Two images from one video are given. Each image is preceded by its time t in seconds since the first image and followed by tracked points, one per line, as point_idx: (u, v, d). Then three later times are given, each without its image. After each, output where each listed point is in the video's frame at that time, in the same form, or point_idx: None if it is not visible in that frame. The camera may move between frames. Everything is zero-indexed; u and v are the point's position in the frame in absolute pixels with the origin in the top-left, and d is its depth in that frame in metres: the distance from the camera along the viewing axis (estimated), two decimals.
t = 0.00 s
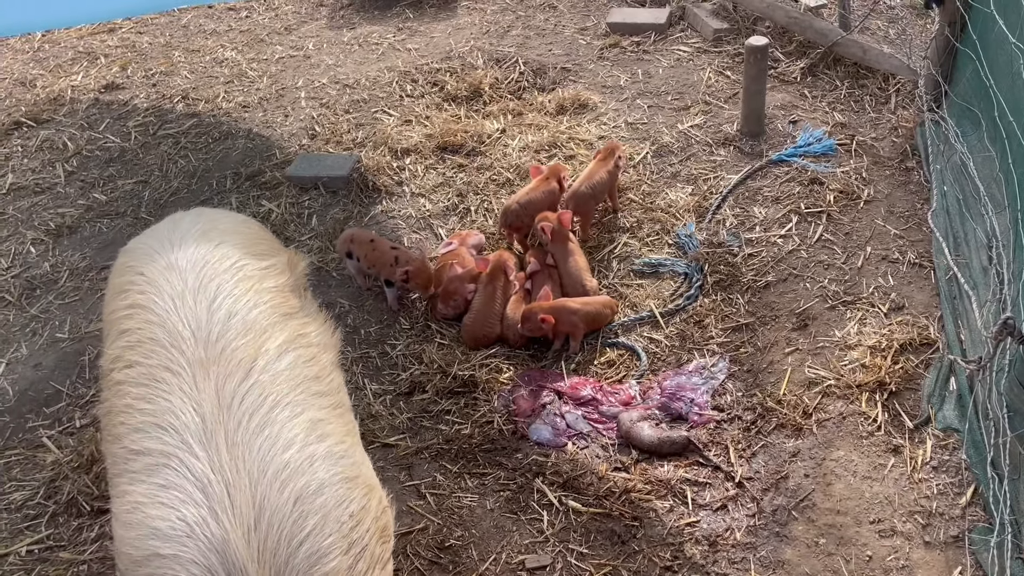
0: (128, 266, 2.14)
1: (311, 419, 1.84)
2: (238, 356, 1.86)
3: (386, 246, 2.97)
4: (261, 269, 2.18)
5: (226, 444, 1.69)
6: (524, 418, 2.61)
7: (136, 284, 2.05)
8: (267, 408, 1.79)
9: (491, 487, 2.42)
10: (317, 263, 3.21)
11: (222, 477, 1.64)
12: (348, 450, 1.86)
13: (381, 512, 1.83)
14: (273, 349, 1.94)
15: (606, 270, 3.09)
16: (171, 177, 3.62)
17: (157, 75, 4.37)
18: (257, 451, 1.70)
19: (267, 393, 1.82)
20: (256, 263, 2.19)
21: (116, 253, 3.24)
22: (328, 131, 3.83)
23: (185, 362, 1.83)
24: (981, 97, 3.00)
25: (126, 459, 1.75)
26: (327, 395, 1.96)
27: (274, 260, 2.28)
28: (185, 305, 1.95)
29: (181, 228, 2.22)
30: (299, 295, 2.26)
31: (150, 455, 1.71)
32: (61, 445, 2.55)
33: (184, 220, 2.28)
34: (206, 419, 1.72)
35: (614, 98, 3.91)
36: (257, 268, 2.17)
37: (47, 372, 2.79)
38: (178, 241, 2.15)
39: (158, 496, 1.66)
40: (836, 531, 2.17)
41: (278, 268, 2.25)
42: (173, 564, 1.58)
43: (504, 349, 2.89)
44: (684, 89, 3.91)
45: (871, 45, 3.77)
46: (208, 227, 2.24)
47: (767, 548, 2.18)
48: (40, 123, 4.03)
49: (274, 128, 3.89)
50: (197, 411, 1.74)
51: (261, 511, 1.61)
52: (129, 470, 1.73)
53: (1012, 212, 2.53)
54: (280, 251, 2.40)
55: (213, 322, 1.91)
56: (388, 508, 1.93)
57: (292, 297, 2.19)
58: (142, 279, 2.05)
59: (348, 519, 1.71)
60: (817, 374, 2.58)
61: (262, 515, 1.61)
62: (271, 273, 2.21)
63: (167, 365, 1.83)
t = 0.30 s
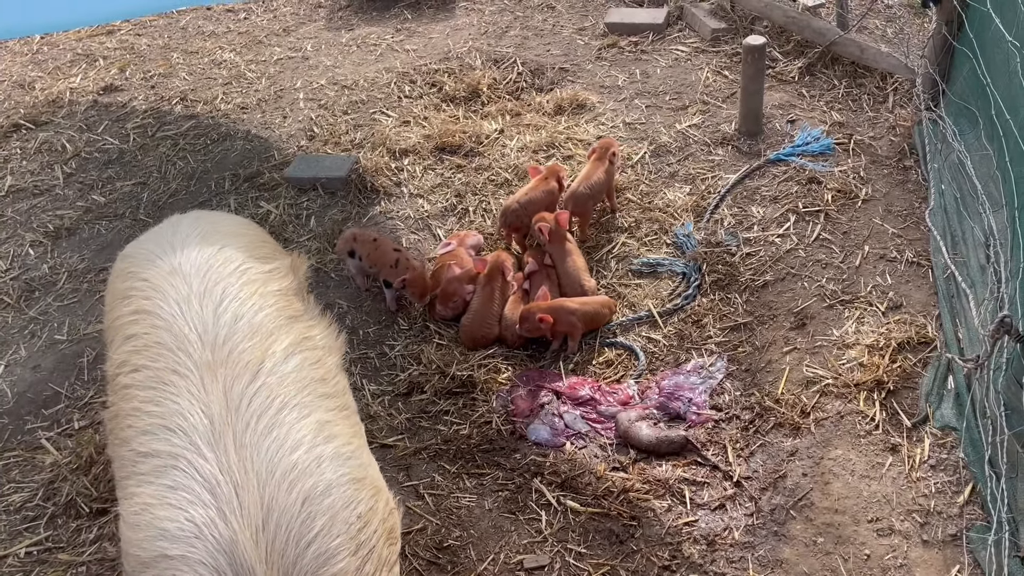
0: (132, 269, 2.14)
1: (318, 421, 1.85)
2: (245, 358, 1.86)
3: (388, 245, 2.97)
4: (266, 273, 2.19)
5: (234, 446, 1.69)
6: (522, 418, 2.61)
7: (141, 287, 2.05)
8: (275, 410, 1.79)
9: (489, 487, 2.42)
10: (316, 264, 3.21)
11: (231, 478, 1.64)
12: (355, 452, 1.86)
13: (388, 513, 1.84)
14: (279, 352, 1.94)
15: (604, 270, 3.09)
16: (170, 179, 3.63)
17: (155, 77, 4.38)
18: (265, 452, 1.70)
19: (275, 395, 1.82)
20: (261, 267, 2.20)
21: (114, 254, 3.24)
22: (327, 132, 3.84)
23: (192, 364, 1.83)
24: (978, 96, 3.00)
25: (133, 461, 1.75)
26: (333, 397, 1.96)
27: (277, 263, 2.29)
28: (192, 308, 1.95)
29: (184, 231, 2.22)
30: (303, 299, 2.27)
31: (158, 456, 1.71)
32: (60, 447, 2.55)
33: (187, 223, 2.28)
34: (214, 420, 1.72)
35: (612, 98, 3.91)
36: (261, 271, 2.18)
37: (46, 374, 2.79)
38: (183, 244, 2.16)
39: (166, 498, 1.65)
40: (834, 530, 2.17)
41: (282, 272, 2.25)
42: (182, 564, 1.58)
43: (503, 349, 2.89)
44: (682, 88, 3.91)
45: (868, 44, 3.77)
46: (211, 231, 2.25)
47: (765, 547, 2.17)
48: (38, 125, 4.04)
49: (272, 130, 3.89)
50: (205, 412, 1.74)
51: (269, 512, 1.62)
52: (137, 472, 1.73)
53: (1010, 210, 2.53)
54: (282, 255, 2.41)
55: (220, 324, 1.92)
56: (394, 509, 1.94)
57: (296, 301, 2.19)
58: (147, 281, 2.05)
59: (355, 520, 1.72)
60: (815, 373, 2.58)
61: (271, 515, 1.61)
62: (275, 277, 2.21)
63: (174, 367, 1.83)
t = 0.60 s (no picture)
0: (143, 267, 2.13)
1: (336, 417, 1.84)
2: (261, 355, 1.85)
3: (386, 241, 2.96)
4: (277, 271, 2.18)
5: (252, 442, 1.68)
6: (524, 416, 2.60)
7: (153, 286, 2.03)
8: (293, 406, 1.78)
9: (491, 485, 2.42)
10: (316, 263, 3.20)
11: (250, 473, 1.63)
12: (372, 448, 1.85)
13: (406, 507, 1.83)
14: (294, 348, 1.93)
15: (605, 267, 3.08)
16: (169, 178, 3.63)
17: (155, 76, 4.37)
18: (284, 448, 1.69)
19: (292, 391, 1.81)
20: (273, 266, 2.19)
21: (114, 254, 3.24)
22: (326, 130, 3.83)
23: (208, 362, 1.82)
24: (980, 91, 2.99)
25: (152, 459, 1.74)
26: (349, 393, 1.95)
27: (287, 261, 2.28)
28: (206, 306, 1.94)
29: (193, 231, 2.21)
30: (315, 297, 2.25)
31: (176, 453, 1.70)
32: (61, 447, 2.54)
33: (196, 223, 2.27)
34: (232, 417, 1.71)
35: (613, 96, 3.91)
36: (273, 269, 2.17)
37: (46, 374, 2.78)
38: (193, 244, 2.15)
39: (185, 495, 1.65)
40: (838, 526, 2.16)
41: (292, 270, 2.24)
42: (203, 561, 1.57)
43: (504, 347, 2.89)
44: (682, 85, 3.91)
45: (869, 40, 3.76)
46: (222, 231, 2.24)
47: (769, 544, 2.17)
48: (38, 125, 4.03)
49: (272, 129, 3.89)
50: (223, 409, 1.73)
51: (289, 507, 1.61)
52: (155, 469, 1.72)
53: (1012, 205, 2.52)
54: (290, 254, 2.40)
55: (235, 322, 1.91)
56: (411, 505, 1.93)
57: (309, 299, 2.19)
58: (159, 281, 2.04)
59: (375, 514, 1.71)
60: (817, 369, 2.57)
61: (291, 511, 1.60)
62: (286, 275, 2.20)
63: (190, 365, 1.82)
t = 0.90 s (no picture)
0: (150, 262, 2.13)
1: (346, 412, 1.83)
2: (272, 350, 1.85)
3: (387, 241, 2.95)
4: (284, 268, 2.18)
5: (264, 435, 1.68)
6: (523, 415, 2.60)
7: (162, 282, 2.03)
8: (304, 400, 1.78)
9: (490, 484, 2.42)
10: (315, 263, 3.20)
11: (262, 466, 1.63)
12: (381, 444, 1.85)
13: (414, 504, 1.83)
14: (304, 343, 1.93)
15: (603, 266, 3.08)
16: (167, 180, 3.63)
17: (153, 78, 4.38)
18: (295, 442, 1.69)
19: (304, 385, 1.81)
20: (278, 264, 2.19)
21: (112, 255, 3.24)
22: (324, 131, 3.83)
23: (219, 356, 1.82)
24: (977, 88, 2.99)
25: (163, 451, 1.74)
26: (358, 389, 1.95)
27: (292, 259, 2.29)
28: (216, 301, 1.94)
29: (201, 228, 2.21)
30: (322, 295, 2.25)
31: (187, 446, 1.70)
32: (60, 448, 2.55)
33: (203, 222, 2.27)
34: (244, 410, 1.71)
35: (610, 95, 3.91)
36: (281, 267, 2.18)
37: (45, 375, 2.79)
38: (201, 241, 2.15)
39: (196, 487, 1.65)
40: (837, 523, 2.16)
41: (297, 267, 2.25)
42: (213, 553, 1.57)
43: (502, 346, 2.88)
44: (680, 84, 3.91)
45: (867, 38, 3.77)
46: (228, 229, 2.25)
47: (768, 541, 2.16)
48: (36, 127, 4.04)
49: (270, 129, 3.89)
50: (235, 401, 1.73)
51: (298, 501, 1.61)
52: (166, 461, 1.72)
53: (1010, 202, 2.52)
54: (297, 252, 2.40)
55: (246, 316, 1.91)
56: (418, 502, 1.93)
57: (316, 297, 2.19)
58: (167, 275, 2.05)
59: (383, 510, 1.71)
60: (815, 367, 2.57)
61: (300, 505, 1.61)
62: (293, 273, 2.21)
63: (201, 358, 1.83)
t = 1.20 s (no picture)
0: (122, 277, 2.13)
1: (314, 428, 1.84)
2: (238, 368, 1.85)
3: (386, 244, 2.97)
4: (255, 280, 2.18)
5: (228, 456, 1.68)
6: (521, 414, 2.59)
7: (132, 297, 2.03)
8: (270, 418, 1.78)
9: (488, 483, 2.41)
10: (313, 263, 3.20)
11: (226, 488, 1.64)
12: (352, 458, 1.85)
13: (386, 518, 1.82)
14: (272, 360, 1.93)
15: (601, 265, 3.08)
16: (166, 181, 3.64)
17: (151, 80, 4.39)
18: (260, 461, 1.69)
19: (270, 403, 1.81)
20: (250, 274, 2.19)
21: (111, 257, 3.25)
22: (323, 132, 3.84)
23: (185, 375, 1.82)
24: (974, 85, 2.99)
25: (128, 474, 1.74)
26: (328, 404, 1.96)
27: (265, 270, 2.28)
28: (183, 319, 1.94)
29: (170, 240, 2.21)
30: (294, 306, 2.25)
31: (152, 468, 1.70)
32: (58, 449, 2.55)
33: (179, 231, 2.26)
34: (209, 431, 1.72)
35: (608, 94, 3.91)
36: (255, 279, 2.17)
37: (44, 377, 2.79)
38: (168, 253, 2.15)
39: (160, 510, 1.65)
40: (835, 521, 2.16)
41: (270, 277, 2.25)
42: None
43: (500, 346, 2.88)
44: (678, 83, 3.91)
45: (865, 36, 3.77)
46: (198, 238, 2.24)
47: (766, 539, 2.16)
48: (35, 130, 4.05)
49: (269, 131, 3.90)
50: (199, 422, 1.73)
51: (264, 521, 1.61)
52: (131, 485, 1.72)
53: (1008, 198, 2.52)
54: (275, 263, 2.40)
55: (214, 334, 1.91)
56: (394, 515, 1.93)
57: (288, 310, 2.19)
58: (135, 292, 2.04)
59: (353, 526, 1.71)
60: (814, 364, 2.56)
61: (266, 526, 1.60)
62: (268, 284, 2.21)
63: (167, 378, 1.83)
